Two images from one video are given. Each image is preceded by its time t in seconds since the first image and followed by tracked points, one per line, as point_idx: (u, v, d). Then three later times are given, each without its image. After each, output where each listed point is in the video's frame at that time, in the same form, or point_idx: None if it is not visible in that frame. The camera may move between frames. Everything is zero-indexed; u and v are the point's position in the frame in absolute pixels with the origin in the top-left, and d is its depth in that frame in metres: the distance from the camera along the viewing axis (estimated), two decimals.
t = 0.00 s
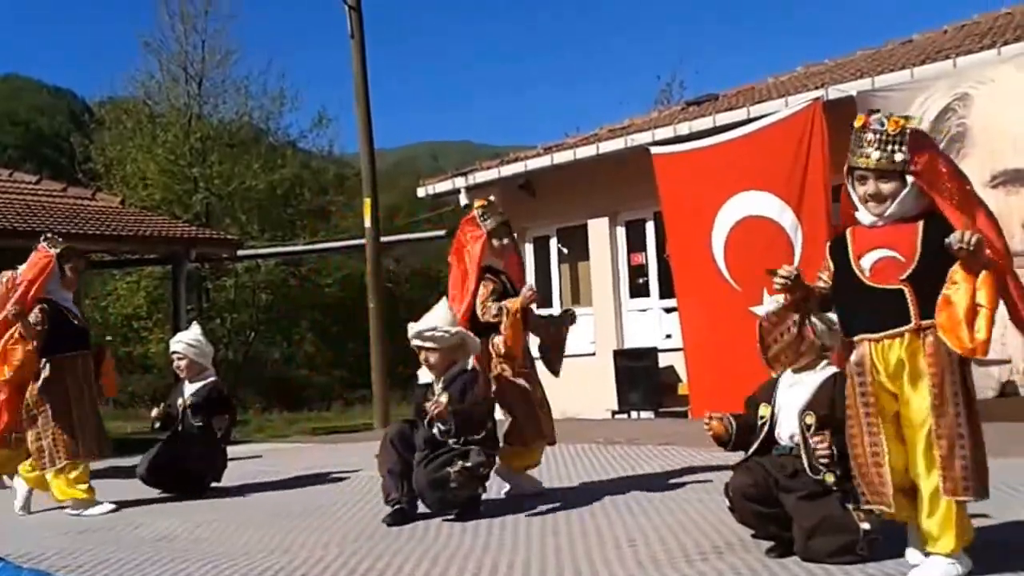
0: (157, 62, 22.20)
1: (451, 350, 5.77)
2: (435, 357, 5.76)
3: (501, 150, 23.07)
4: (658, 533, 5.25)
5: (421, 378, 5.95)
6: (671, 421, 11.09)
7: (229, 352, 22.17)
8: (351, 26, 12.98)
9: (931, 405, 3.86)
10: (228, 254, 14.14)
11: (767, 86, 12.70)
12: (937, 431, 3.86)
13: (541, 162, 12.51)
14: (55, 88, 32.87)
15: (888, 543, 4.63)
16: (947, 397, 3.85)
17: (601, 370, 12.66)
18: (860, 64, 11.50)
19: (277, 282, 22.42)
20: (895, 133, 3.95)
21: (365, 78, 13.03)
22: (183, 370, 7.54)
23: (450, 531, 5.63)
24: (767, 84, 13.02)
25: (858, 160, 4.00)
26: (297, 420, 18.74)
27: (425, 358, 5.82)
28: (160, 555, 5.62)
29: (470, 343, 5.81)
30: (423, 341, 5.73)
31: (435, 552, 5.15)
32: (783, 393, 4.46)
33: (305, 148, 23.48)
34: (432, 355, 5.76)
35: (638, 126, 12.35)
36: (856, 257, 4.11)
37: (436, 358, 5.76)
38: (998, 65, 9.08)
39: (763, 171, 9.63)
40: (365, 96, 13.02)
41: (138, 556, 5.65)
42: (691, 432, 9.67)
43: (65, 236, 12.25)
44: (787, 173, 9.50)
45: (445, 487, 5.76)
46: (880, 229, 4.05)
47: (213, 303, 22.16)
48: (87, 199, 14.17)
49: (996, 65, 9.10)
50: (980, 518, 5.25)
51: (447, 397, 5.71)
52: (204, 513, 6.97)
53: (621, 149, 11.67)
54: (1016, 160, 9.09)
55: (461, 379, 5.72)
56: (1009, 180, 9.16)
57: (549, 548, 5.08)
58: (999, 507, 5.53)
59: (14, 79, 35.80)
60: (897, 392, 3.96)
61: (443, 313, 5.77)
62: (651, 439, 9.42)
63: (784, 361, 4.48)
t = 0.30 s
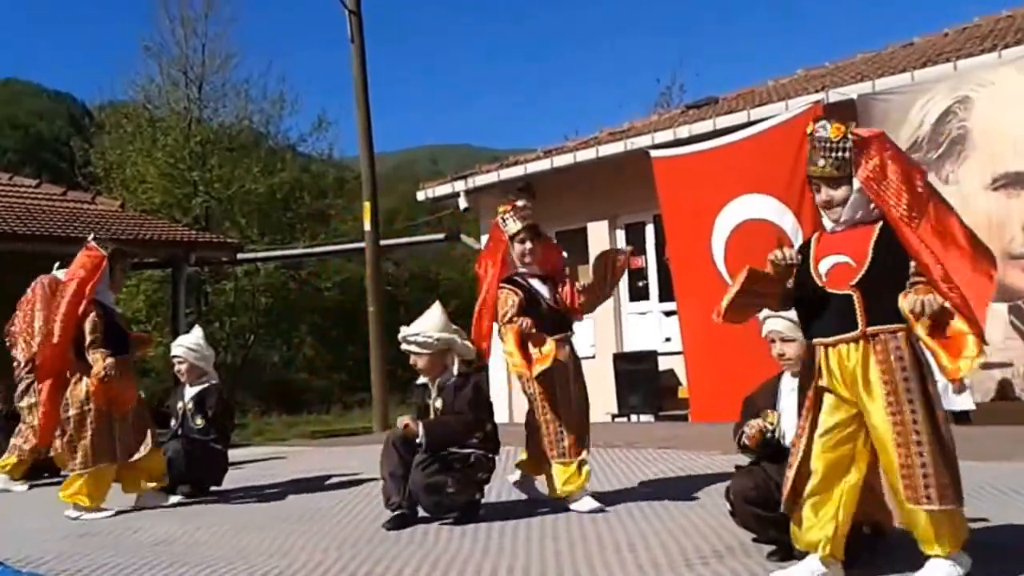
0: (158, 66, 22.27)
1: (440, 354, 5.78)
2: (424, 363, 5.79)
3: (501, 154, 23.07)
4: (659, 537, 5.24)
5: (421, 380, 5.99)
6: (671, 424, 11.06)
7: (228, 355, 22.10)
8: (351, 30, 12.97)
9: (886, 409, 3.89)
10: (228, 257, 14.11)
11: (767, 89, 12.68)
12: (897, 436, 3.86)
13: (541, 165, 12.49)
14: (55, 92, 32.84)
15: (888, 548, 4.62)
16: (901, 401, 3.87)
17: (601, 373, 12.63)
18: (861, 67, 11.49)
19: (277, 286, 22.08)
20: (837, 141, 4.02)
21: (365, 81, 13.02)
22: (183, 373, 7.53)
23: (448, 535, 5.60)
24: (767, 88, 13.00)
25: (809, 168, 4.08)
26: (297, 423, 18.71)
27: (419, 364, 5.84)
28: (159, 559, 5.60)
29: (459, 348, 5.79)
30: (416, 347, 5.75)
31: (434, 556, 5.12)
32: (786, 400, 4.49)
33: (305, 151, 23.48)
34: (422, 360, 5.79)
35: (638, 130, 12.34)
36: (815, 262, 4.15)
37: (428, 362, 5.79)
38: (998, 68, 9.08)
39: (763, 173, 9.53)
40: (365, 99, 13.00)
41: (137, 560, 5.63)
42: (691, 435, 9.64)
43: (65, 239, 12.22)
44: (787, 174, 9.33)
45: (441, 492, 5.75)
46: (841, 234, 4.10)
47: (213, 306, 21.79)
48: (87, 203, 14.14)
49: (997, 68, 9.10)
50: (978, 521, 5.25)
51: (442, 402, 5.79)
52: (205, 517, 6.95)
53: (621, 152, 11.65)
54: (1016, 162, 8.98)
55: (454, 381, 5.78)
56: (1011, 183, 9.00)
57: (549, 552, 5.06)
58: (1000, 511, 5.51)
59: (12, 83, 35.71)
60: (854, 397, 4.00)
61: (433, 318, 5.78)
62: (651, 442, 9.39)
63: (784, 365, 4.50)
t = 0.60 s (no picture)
0: (158, 70, 22.09)
1: (442, 356, 5.77)
2: (426, 365, 5.79)
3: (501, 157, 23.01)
4: (658, 541, 5.21)
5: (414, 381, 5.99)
6: (671, 428, 11.02)
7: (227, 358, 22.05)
8: (351, 33, 12.94)
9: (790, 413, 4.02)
10: (228, 261, 14.07)
11: (767, 92, 12.66)
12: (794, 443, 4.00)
13: (541, 168, 12.46)
14: (56, 95, 32.86)
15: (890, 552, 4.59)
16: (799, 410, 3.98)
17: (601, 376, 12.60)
18: (861, 69, 11.46)
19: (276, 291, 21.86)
20: (757, 152, 4.25)
21: (364, 84, 12.99)
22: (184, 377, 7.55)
23: (449, 540, 5.57)
24: (768, 90, 12.97)
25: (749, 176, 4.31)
26: (297, 427, 18.66)
27: (421, 366, 5.83)
28: (158, 563, 5.57)
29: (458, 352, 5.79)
30: (417, 349, 5.76)
31: (433, 560, 5.09)
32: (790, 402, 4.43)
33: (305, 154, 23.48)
34: (423, 362, 5.80)
35: (638, 132, 12.32)
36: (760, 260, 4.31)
37: (430, 365, 5.79)
38: (1000, 70, 9.03)
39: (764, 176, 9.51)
40: (365, 102, 12.97)
41: (136, 564, 5.59)
42: (692, 439, 9.60)
43: (64, 243, 12.19)
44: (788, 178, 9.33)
45: (446, 500, 5.73)
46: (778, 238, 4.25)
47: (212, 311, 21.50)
48: (87, 207, 14.11)
49: (998, 69, 9.05)
50: (981, 526, 5.22)
51: (446, 404, 5.78)
52: (203, 520, 6.93)
53: (621, 155, 11.61)
54: (1016, 164, 8.94)
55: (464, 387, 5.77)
56: (1011, 185, 8.96)
57: (550, 556, 5.03)
58: (1003, 516, 5.47)
59: (15, 86, 35.72)
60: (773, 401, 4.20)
61: (437, 321, 5.76)
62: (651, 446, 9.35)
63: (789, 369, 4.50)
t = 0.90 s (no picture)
0: (158, 72, 22.17)
1: (441, 359, 5.79)
2: (427, 368, 5.78)
3: (501, 160, 22.99)
4: (659, 544, 5.20)
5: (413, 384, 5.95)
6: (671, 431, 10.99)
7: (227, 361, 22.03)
8: (351, 36, 12.93)
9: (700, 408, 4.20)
10: (227, 264, 14.05)
11: (767, 94, 12.64)
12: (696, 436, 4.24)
13: (541, 170, 12.45)
14: (56, 98, 32.86)
15: (890, 558, 4.59)
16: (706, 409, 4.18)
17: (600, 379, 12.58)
18: (861, 72, 11.45)
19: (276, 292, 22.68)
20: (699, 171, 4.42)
21: (364, 86, 12.98)
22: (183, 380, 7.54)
23: (449, 543, 5.55)
24: (768, 93, 12.95)
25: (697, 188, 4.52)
26: (297, 431, 18.63)
27: (418, 368, 5.84)
28: (158, 566, 5.55)
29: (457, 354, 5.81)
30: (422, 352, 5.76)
31: (434, 562, 5.08)
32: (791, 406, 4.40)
33: (304, 157, 23.48)
34: (423, 365, 5.79)
35: (638, 135, 12.30)
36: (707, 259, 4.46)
37: (429, 367, 5.79)
38: (1001, 72, 9.01)
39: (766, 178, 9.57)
40: (365, 105, 12.97)
41: (135, 567, 5.58)
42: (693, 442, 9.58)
43: (64, 246, 12.18)
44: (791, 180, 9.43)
45: (450, 503, 5.69)
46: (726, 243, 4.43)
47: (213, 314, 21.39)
48: (86, 210, 14.10)
49: (998, 72, 9.04)
50: (982, 528, 5.19)
51: (449, 406, 5.79)
52: (201, 524, 6.91)
53: (621, 158, 11.58)
54: (1016, 167, 8.93)
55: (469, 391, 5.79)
56: (1012, 188, 8.95)
57: (551, 559, 5.01)
58: (1004, 519, 5.46)
59: (16, 89, 35.77)
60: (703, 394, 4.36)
61: (437, 324, 5.78)
62: (651, 449, 9.33)
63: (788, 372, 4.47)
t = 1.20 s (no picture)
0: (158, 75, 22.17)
1: (445, 361, 5.78)
2: (430, 371, 5.76)
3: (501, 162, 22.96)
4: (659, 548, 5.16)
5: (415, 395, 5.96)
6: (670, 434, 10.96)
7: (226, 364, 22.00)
8: (351, 38, 12.91)
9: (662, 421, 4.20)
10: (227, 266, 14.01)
11: (768, 96, 12.62)
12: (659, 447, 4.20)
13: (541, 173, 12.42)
14: (56, 101, 32.85)
15: (892, 563, 4.55)
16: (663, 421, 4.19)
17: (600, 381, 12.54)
18: (862, 74, 11.42)
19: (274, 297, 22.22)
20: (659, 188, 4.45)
21: (364, 89, 12.95)
22: (181, 384, 7.50)
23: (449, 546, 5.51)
24: (768, 95, 12.92)
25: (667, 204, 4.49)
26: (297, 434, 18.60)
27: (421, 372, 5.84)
28: (157, 570, 5.53)
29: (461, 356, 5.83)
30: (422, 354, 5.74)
31: (434, 566, 5.05)
32: (796, 408, 4.32)
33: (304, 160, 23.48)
34: (427, 366, 5.76)
35: (638, 137, 12.28)
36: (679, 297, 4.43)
37: (434, 370, 5.77)
38: (1002, 74, 9.00)
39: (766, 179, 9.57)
40: (365, 107, 12.95)
41: (134, 571, 5.55)
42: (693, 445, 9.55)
43: (64, 248, 12.16)
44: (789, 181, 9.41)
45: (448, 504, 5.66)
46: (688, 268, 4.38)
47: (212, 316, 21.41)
48: (86, 212, 14.07)
49: (999, 74, 9.02)
50: (984, 532, 5.16)
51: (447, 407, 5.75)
52: (200, 528, 6.87)
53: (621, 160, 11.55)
54: (1016, 169, 8.91)
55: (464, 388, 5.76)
56: (1013, 190, 8.92)
57: (552, 562, 4.98)
58: (1007, 523, 5.43)
59: (16, 93, 35.77)
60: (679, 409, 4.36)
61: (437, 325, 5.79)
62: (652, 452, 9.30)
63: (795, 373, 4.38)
